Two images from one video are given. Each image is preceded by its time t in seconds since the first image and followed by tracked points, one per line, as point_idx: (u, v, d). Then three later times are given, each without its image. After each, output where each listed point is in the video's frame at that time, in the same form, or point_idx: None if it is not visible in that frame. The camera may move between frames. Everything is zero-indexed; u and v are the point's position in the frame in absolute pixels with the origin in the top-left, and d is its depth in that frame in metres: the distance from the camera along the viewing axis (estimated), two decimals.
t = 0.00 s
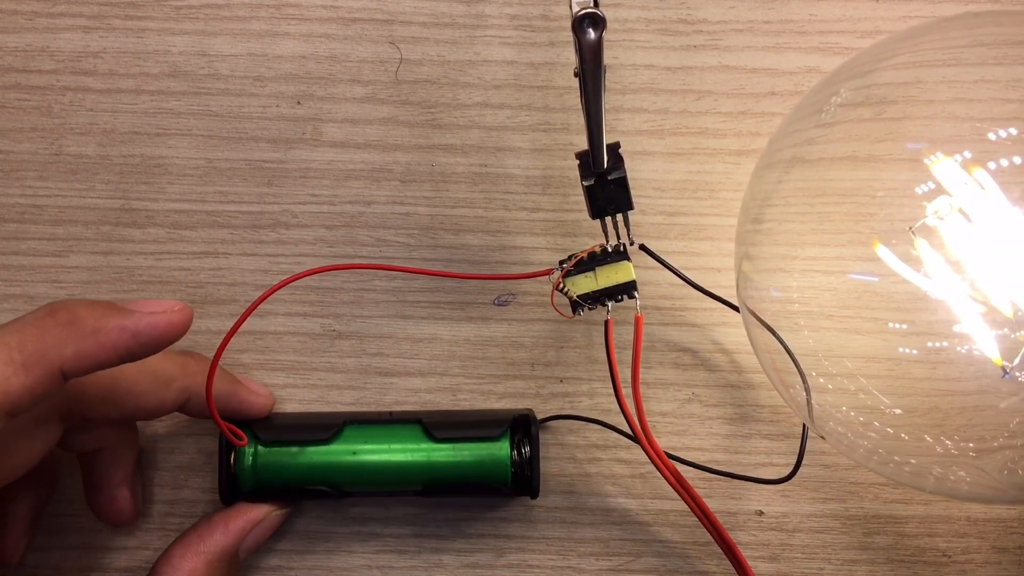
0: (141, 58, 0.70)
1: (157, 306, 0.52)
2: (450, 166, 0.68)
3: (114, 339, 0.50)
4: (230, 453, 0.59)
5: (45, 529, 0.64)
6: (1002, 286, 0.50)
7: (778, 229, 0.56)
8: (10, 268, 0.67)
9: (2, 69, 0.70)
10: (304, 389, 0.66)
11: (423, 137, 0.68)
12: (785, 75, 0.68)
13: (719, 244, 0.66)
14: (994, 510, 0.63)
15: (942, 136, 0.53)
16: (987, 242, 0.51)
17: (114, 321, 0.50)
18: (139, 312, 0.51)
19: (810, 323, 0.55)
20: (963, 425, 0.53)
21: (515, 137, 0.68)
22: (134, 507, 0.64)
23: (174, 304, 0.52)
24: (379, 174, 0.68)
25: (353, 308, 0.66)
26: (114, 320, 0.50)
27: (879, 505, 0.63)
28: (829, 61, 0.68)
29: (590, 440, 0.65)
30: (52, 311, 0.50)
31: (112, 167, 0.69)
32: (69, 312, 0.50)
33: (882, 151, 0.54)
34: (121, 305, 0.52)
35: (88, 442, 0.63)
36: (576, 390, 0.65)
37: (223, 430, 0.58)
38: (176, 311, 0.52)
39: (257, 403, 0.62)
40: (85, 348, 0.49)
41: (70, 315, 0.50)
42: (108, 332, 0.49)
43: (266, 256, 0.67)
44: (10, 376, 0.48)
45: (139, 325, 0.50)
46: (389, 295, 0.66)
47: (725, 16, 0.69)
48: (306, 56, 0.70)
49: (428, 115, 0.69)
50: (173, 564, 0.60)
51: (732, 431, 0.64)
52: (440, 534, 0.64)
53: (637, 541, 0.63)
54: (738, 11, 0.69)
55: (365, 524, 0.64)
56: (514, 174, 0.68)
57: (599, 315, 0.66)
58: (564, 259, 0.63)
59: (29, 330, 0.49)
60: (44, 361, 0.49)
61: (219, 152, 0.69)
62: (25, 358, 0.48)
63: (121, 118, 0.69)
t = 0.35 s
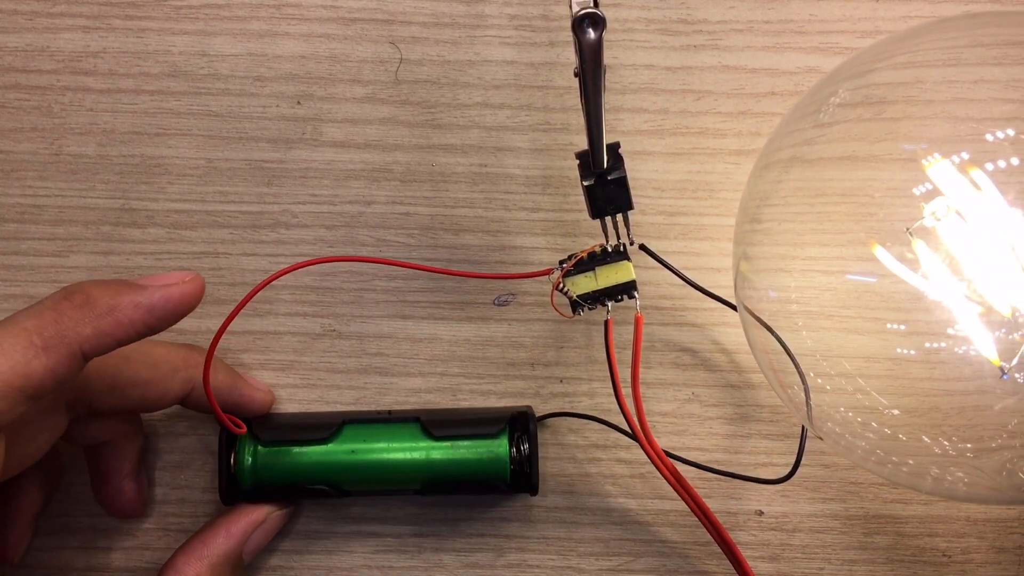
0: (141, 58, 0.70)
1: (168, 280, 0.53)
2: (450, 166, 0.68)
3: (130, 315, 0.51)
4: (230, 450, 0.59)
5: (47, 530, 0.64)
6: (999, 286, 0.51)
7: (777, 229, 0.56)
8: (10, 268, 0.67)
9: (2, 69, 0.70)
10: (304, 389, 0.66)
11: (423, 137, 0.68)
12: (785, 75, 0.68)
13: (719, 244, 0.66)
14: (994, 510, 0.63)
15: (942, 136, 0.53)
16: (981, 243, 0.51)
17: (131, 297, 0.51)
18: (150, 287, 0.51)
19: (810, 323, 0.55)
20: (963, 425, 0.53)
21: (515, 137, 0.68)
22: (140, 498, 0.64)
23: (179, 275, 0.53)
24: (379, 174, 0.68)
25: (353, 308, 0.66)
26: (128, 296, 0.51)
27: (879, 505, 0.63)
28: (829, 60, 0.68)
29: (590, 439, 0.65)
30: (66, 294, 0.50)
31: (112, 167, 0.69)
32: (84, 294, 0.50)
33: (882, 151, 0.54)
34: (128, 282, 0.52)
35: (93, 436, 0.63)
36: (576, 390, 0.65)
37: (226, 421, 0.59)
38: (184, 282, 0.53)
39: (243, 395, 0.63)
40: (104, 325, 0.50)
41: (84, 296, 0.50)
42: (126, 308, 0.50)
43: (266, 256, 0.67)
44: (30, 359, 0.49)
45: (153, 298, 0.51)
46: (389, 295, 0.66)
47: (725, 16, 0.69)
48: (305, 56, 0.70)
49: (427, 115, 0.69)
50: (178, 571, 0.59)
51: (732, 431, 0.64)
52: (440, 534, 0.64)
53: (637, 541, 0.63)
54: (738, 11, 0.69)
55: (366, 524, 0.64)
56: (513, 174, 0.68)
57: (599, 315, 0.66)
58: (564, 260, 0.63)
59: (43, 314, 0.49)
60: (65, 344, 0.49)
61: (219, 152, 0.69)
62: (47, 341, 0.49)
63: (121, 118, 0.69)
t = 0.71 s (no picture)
0: (141, 58, 0.70)
1: (221, 437, 0.44)
2: (450, 166, 0.68)
3: (212, 492, 0.42)
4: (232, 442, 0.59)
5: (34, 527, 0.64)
6: (997, 286, 0.51)
7: (777, 229, 0.56)
8: (10, 268, 0.67)
9: (2, 69, 0.70)
10: (304, 389, 0.65)
11: (423, 137, 0.69)
12: (785, 75, 0.68)
13: (719, 244, 0.66)
14: (994, 510, 0.63)
15: (942, 135, 0.53)
16: (979, 243, 0.52)
17: (169, 507, 0.41)
18: (217, 458, 0.43)
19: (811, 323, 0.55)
20: (963, 425, 0.53)
21: (516, 137, 0.68)
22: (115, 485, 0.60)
23: (239, 433, 0.44)
24: (379, 174, 0.68)
25: (353, 308, 0.66)
26: (209, 470, 0.42)
27: (879, 505, 0.63)
28: (829, 60, 0.68)
29: (590, 440, 0.64)
30: (143, 470, 0.41)
31: (112, 167, 0.69)
32: (161, 469, 0.41)
33: (881, 151, 0.54)
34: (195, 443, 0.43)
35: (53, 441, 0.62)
36: (576, 390, 0.65)
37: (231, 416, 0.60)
38: (249, 449, 0.44)
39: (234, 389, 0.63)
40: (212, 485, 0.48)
41: (160, 475, 0.41)
42: (210, 487, 0.42)
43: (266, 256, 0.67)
44: (59, 547, 0.38)
45: (231, 470, 0.43)
46: (389, 295, 0.67)
47: (725, 16, 0.69)
48: (306, 56, 0.70)
49: (428, 115, 0.69)
50: None
51: (732, 431, 0.64)
52: (440, 534, 0.64)
53: (637, 542, 0.63)
54: (738, 12, 0.69)
55: (366, 524, 0.64)
56: (514, 173, 0.68)
57: (599, 315, 0.66)
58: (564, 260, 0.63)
59: (127, 492, 0.40)
60: (153, 525, 0.41)
61: (219, 152, 0.69)
62: (110, 512, 0.40)
63: (121, 118, 0.69)
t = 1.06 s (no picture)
0: (141, 58, 0.70)
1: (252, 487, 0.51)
2: (450, 166, 0.68)
3: (240, 547, 0.49)
4: (229, 443, 0.59)
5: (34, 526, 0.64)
6: (996, 287, 0.51)
7: (777, 229, 0.56)
8: (10, 268, 0.67)
9: (2, 69, 0.70)
10: (304, 389, 0.65)
11: (423, 137, 0.69)
12: (785, 75, 0.68)
13: (719, 244, 0.66)
14: (994, 510, 0.63)
15: (942, 135, 0.53)
16: (979, 243, 0.51)
17: (200, 559, 0.47)
18: (250, 513, 0.49)
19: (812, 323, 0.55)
20: (964, 424, 0.53)
21: (515, 137, 0.68)
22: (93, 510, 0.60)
23: (270, 487, 0.50)
24: (379, 174, 0.68)
25: (353, 308, 0.66)
26: (239, 527, 0.48)
27: (879, 505, 0.63)
28: (829, 60, 0.68)
29: (590, 439, 0.65)
30: (177, 523, 0.47)
31: (112, 167, 0.69)
32: (196, 522, 0.48)
33: (881, 151, 0.54)
34: (226, 496, 0.50)
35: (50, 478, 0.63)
36: (576, 390, 0.65)
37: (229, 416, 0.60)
38: (279, 502, 0.50)
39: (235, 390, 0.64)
40: (215, 555, 0.48)
41: (196, 529, 0.48)
42: (236, 542, 0.48)
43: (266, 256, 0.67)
44: None
45: (259, 527, 0.49)
46: (389, 295, 0.67)
47: (725, 16, 0.69)
48: (306, 56, 0.70)
49: (428, 115, 0.69)
50: None
51: (732, 431, 0.64)
52: (439, 534, 0.64)
53: (637, 541, 0.63)
54: (738, 11, 0.69)
55: (365, 524, 0.64)
56: (513, 174, 0.68)
57: (599, 315, 0.66)
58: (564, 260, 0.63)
59: (160, 545, 0.47)
60: None
61: (219, 152, 0.69)
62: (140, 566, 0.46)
63: (121, 118, 0.69)
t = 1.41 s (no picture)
0: (141, 58, 0.70)
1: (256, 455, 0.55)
2: (450, 166, 0.68)
3: (238, 510, 0.52)
4: (229, 442, 0.59)
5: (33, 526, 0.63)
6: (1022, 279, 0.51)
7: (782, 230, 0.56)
8: (10, 268, 0.67)
9: (2, 69, 0.70)
10: (304, 389, 0.65)
11: (423, 137, 0.69)
12: (785, 75, 0.68)
13: (719, 244, 0.66)
14: (994, 510, 0.63)
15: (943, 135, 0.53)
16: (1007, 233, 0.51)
17: (197, 523, 0.51)
18: (248, 477, 0.53)
19: (814, 323, 0.55)
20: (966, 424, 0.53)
21: (516, 137, 0.68)
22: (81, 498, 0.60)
23: (266, 456, 0.54)
24: (379, 174, 0.68)
25: (354, 308, 0.66)
26: (235, 492, 0.52)
27: (879, 505, 0.63)
28: (829, 60, 0.68)
29: (590, 439, 0.64)
30: (178, 486, 0.51)
31: (112, 167, 0.69)
32: (195, 487, 0.51)
33: (882, 151, 0.54)
34: (225, 463, 0.53)
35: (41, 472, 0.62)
36: (576, 390, 0.65)
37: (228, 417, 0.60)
38: (275, 469, 0.54)
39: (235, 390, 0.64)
40: (213, 518, 0.51)
41: (194, 493, 0.51)
42: (231, 507, 0.52)
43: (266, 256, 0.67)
44: (103, 553, 0.48)
45: (252, 494, 0.52)
46: (389, 295, 0.67)
47: (725, 16, 0.69)
48: (306, 56, 0.70)
49: (428, 115, 0.69)
50: None
51: (732, 431, 0.64)
52: (439, 534, 0.64)
53: (636, 541, 0.63)
54: (738, 11, 0.69)
55: (366, 524, 0.64)
56: (514, 174, 0.68)
57: (599, 315, 0.66)
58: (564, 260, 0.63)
59: (162, 507, 0.50)
60: (176, 539, 0.50)
61: (219, 153, 0.69)
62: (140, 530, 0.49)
63: (121, 118, 0.69)
